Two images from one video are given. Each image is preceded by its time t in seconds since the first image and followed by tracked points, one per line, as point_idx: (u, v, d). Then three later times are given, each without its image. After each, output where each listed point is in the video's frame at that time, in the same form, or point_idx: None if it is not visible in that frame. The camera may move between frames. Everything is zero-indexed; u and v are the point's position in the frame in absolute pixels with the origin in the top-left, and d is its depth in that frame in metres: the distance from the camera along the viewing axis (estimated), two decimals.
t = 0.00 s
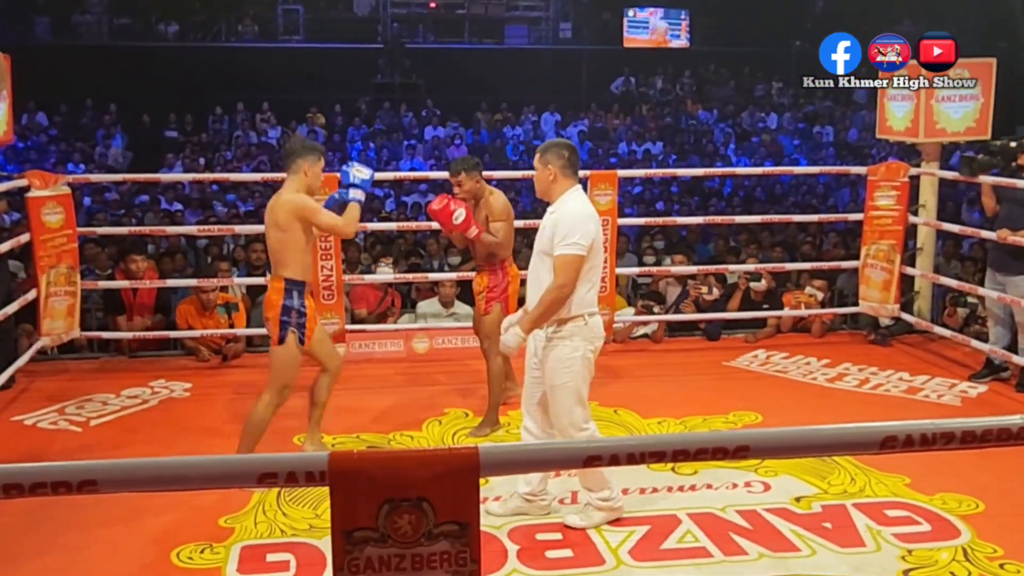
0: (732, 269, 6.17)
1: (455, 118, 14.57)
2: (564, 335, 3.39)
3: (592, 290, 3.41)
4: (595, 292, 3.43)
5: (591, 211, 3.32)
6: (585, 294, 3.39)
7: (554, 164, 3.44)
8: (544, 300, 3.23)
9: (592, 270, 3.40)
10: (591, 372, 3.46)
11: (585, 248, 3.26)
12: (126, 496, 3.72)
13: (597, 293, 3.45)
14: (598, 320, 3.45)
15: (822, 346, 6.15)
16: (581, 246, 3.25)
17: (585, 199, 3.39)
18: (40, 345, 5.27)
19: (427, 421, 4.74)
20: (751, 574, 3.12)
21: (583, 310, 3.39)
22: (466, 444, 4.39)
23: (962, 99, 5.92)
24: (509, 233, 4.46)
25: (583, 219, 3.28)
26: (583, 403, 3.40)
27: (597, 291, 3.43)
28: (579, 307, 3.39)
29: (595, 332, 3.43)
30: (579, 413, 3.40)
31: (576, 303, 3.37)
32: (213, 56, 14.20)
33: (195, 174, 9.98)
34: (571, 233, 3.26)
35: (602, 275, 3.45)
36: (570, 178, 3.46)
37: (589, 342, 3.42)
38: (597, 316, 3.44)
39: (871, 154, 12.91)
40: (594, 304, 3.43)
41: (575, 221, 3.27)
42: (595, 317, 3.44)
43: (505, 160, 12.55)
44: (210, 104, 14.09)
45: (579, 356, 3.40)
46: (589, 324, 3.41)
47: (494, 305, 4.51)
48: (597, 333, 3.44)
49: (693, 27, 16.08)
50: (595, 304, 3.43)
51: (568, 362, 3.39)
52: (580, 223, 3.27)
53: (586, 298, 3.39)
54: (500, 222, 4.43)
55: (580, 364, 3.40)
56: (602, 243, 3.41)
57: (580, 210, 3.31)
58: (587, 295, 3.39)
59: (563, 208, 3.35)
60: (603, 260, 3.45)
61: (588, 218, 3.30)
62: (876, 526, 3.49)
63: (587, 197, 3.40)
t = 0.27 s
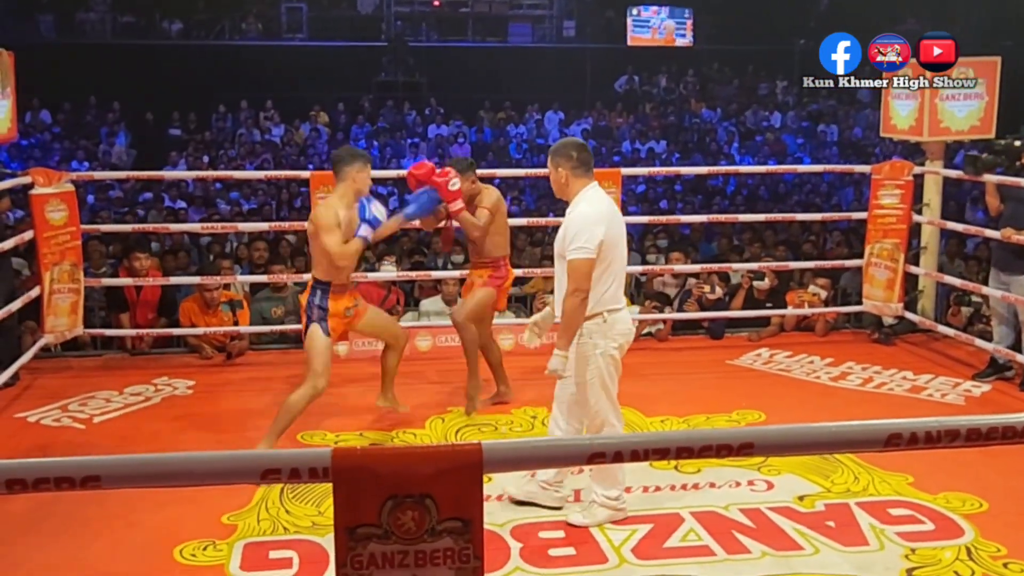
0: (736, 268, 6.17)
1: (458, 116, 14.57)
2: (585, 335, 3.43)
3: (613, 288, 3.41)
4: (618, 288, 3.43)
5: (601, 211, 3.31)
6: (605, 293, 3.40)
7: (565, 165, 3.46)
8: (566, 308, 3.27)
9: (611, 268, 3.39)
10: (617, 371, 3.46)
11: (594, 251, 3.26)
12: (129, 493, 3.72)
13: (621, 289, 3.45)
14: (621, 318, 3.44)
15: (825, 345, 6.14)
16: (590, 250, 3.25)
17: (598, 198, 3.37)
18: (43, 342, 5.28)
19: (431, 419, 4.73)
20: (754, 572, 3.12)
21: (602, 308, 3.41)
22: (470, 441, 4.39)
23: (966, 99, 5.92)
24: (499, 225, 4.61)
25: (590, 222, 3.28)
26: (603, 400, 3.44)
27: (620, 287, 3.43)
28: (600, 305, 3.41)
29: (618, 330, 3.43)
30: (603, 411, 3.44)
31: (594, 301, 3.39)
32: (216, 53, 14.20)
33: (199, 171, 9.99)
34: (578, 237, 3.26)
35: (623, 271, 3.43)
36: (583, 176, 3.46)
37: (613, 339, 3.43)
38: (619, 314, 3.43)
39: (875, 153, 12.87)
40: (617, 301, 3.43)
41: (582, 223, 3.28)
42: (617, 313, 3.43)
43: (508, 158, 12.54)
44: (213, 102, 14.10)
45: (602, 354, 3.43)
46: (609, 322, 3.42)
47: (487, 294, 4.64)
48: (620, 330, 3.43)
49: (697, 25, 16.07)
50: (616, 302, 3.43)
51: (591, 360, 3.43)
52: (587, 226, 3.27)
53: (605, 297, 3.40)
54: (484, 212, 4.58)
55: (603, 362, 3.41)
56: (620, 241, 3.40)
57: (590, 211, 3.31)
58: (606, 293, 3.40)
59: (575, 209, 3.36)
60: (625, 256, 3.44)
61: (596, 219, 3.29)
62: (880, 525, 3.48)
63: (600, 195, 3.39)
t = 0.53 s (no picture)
0: (736, 266, 6.16)
1: (459, 115, 14.58)
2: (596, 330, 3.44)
3: (624, 284, 3.43)
4: (629, 285, 3.45)
5: (613, 208, 3.33)
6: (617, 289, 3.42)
7: (574, 165, 3.51)
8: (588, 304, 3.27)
9: (624, 265, 3.41)
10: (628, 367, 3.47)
11: (610, 246, 3.27)
12: (130, 490, 3.73)
13: (632, 285, 3.47)
14: (632, 313, 3.46)
15: (826, 344, 6.14)
16: (605, 244, 3.26)
17: (610, 196, 3.39)
18: (43, 341, 5.28)
19: (430, 417, 4.74)
20: (753, 571, 3.12)
21: (613, 304, 3.43)
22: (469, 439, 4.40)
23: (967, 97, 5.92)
24: (502, 220, 4.66)
25: (603, 218, 3.29)
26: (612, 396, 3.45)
27: (632, 284, 3.45)
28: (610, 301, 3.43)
29: (628, 326, 3.45)
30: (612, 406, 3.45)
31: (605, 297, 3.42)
32: (217, 51, 14.22)
33: (199, 169, 9.99)
34: (591, 232, 3.28)
35: (636, 268, 3.45)
36: (593, 175, 3.50)
37: (622, 336, 3.45)
38: (631, 310, 3.45)
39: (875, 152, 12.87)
40: (628, 297, 3.45)
41: (595, 217, 3.30)
42: (629, 309, 3.46)
43: (509, 156, 12.53)
44: (213, 100, 14.10)
45: (611, 350, 3.45)
46: (619, 318, 3.44)
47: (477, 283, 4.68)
48: (630, 327, 3.46)
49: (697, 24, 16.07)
50: (627, 298, 3.45)
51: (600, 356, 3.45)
52: (600, 222, 3.28)
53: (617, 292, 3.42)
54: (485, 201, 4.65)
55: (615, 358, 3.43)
56: (632, 238, 3.42)
57: (604, 207, 3.33)
58: (617, 290, 3.43)
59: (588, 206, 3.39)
60: (638, 253, 3.46)
61: (609, 215, 3.30)
62: (880, 524, 3.48)
63: (613, 192, 3.42)
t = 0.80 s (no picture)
0: (735, 266, 6.15)
1: (457, 114, 14.59)
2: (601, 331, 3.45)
3: (630, 286, 3.41)
4: (637, 287, 3.42)
5: (614, 211, 3.35)
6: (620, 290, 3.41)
7: (589, 170, 3.50)
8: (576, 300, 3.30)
9: (627, 266, 3.39)
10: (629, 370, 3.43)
11: (602, 246, 3.30)
12: (126, 489, 3.72)
13: (642, 288, 3.44)
14: (637, 316, 3.42)
15: (823, 344, 6.14)
16: (601, 243, 3.30)
17: (616, 198, 3.41)
18: (40, 340, 5.27)
19: (428, 416, 4.73)
20: (750, 570, 3.12)
21: (618, 306, 3.42)
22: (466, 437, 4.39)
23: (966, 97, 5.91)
24: (542, 235, 4.42)
25: (599, 217, 3.33)
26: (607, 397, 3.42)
27: (640, 286, 3.42)
28: (615, 302, 3.42)
29: (631, 328, 3.42)
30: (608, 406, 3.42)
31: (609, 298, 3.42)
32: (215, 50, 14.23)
33: (197, 168, 9.99)
34: (588, 232, 3.33)
35: (643, 270, 3.43)
36: (606, 179, 3.49)
37: (625, 336, 3.43)
38: (636, 312, 3.42)
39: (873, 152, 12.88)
40: (635, 299, 3.42)
41: (592, 217, 3.34)
42: (636, 311, 3.42)
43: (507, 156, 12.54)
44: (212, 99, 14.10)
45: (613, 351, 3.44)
46: (624, 319, 3.42)
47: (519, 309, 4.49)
48: (633, 329, 3.42)
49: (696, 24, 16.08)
50: (633, 300, 3.42)
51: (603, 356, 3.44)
52: (598, 222, 3.33)
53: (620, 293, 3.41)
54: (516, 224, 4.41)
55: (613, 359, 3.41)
56: (639, 241, 3.41)
57: (605, 208, 3.36)
58: (623, 291, 3.41)
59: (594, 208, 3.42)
60: (647, 256, 3.43)
61: (609, 215, 3.34)
62: (876, 523, 3.48)
63: (621, 195, 3.43)
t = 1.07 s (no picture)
0: (732, 267, 6.15)
1: (455, 115, 14.60)
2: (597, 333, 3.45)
3: (625, 288, 3.42)
4: (631, 289, 3.42)
5: (611, 213, 3.38)
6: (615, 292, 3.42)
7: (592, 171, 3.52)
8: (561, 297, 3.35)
9: (622, 267, 3.41)
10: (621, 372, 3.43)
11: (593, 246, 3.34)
12: (122, 489, 3.72)
13: (637, 291, 3.43)
14: (633, 319, 3.41)
15: (820, 344, 6.13)
16: (589, 244, 3.34)
17: (614, 199, 3.43)
18: (36, 340, 5.26)
19: (425, 417, 4.73)
20: (746, 571, 3.12)
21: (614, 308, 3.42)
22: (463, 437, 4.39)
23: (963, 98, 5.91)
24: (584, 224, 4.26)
25: (593, 217, 3.37)
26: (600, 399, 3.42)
27: (635, 289, 3.43)
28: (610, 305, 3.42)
29: (626, 330, 3.41)
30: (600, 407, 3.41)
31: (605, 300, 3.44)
32: (212, 50, 14.24)
33: (195, 169, 9.99)
34: (582, 232, 3.37)
35: (639, 273, 3.42)
36: (609, 180, 3.49)
37: (620, 339, 3.42)
38: (631, 315, 3.41)
39: (870, 153, 12.88)
40: (629, 302, 3.42)
41: (587, 217, 3.38)
42: (631, 314, 3.42)
43: (505, 156, 12.54)
44: (210, 99, 14.11)
45: (607, 353, 3.43)
46: (619, 322, 3.42)
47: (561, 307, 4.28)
48: (627, 331, 3.41)
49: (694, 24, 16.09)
50: (628, 303, 3.42)
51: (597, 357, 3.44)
52: (591, 221, 3.37)
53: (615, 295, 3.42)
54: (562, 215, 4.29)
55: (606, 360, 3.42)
56: (636, 243, 3.41)
57: (599, 208, 3.40)
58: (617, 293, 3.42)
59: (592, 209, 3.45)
60: (643, 259, 3.43)
61: (601, 215, 3.37)
62: (873, 524, 3.48)
63: (620, 197, 3.44)
